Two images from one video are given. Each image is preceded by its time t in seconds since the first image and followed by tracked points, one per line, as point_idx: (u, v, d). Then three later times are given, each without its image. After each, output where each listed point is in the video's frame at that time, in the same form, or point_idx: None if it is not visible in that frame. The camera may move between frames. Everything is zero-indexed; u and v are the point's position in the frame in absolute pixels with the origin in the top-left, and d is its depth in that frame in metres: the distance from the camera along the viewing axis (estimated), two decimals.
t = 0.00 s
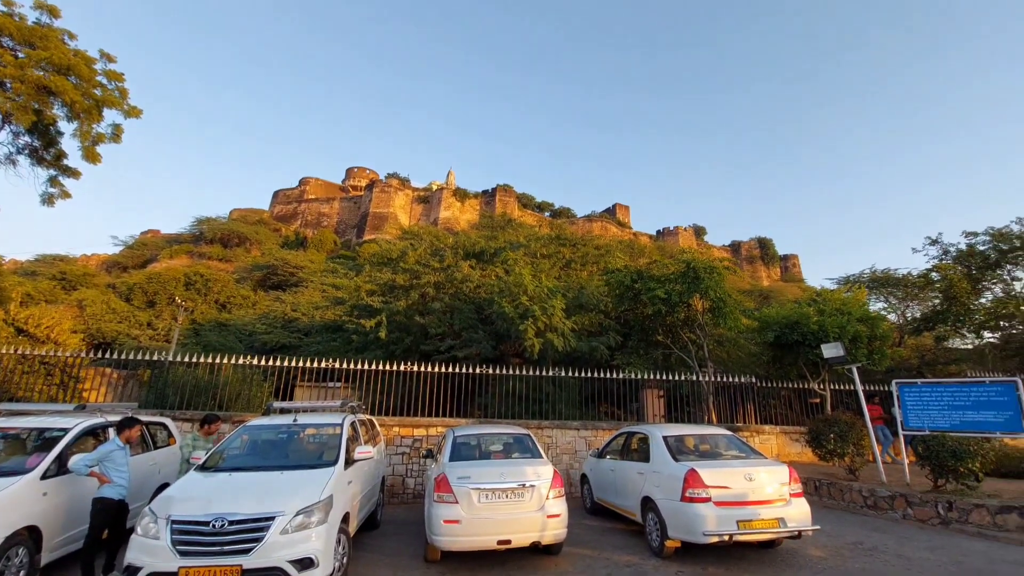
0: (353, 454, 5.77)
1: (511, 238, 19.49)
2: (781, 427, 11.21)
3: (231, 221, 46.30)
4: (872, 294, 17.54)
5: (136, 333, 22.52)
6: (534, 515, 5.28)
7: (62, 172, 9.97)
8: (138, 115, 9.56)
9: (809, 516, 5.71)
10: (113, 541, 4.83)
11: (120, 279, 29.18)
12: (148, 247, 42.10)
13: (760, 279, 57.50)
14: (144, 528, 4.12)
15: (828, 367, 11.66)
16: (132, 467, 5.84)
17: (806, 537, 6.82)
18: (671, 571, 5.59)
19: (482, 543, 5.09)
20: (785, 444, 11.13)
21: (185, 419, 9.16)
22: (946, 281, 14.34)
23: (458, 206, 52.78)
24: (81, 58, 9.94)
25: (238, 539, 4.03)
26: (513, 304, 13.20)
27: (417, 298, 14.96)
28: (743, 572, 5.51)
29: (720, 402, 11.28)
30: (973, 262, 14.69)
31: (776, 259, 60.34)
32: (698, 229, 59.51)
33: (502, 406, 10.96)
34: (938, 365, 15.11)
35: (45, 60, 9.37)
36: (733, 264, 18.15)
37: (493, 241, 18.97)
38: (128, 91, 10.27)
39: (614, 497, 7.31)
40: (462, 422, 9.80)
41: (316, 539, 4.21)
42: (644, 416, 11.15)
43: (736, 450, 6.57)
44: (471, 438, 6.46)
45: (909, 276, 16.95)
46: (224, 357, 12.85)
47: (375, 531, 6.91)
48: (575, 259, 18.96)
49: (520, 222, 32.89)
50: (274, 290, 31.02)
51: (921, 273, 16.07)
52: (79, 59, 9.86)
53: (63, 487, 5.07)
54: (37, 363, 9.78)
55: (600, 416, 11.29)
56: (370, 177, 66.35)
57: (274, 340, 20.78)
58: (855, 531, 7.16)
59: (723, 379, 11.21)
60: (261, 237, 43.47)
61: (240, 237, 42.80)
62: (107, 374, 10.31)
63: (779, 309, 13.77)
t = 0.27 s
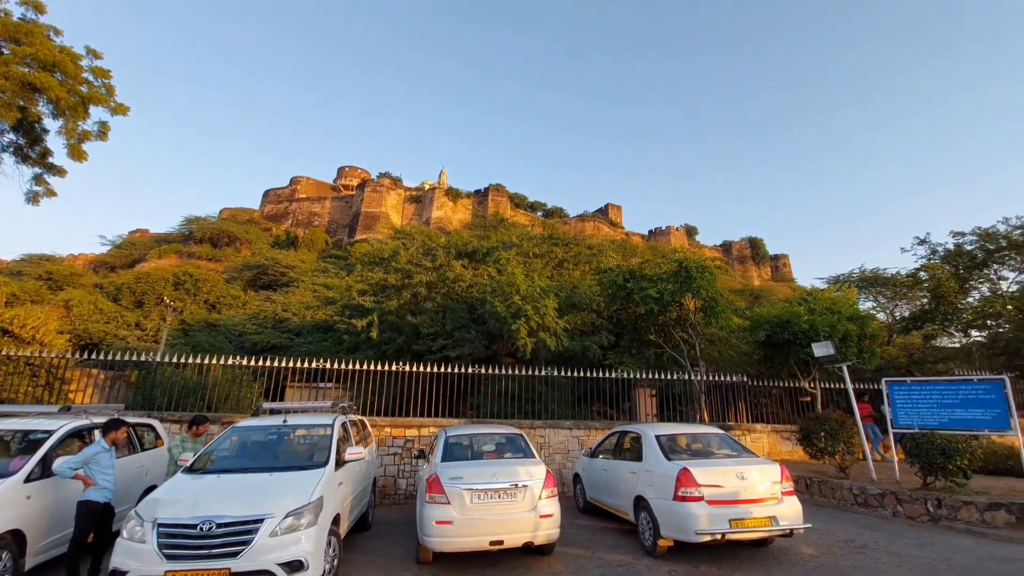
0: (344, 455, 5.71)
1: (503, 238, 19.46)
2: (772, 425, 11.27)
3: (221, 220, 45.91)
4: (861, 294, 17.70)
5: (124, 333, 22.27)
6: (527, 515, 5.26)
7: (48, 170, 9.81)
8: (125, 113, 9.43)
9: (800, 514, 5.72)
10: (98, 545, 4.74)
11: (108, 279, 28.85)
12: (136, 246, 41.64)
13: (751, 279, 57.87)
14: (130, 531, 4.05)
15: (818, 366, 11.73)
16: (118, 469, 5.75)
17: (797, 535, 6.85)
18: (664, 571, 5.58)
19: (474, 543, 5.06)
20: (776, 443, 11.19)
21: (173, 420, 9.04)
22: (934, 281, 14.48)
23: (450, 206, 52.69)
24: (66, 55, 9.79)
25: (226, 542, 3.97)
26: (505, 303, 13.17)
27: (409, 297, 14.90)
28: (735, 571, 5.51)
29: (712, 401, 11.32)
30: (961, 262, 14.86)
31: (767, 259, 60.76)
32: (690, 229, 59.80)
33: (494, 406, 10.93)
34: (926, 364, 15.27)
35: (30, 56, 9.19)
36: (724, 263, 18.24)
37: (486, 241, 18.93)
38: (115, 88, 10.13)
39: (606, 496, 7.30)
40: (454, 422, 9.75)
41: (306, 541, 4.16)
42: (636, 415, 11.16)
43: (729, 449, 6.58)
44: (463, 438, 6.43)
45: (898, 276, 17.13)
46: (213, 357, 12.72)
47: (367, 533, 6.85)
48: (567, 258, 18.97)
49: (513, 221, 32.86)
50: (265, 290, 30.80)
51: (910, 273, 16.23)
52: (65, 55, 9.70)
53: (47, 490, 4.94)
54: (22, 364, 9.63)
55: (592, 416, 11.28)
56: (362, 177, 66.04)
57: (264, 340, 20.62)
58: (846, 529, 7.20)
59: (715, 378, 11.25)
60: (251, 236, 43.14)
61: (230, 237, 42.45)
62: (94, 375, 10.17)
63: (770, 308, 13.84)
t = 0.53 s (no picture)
0: (334, 455, 5.66)
1: (496, 236, 19.42)
2: (763, 422, 11.33)
3: (211, 219, 45.49)
4: (851, 292, 17.85)
5: (111, 334, 22.00)
6: (519, 515, 5.24)
7: (32, 167, 9.65)
8: (111, 109, 9.29)
9: (792, 511, 5.74)
10: (83, 548, 4.66)
11: (95, 279, 28.49)
12: (124, 245, 41.15)
13: (742, 278, 58.22)
14: (115, 534, 3.98)
15: (809, 363, 11.81)
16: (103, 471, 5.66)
17: (788, 531, 6.88)
18: (656, 569, 5.58)
19: (466, 543, 5.03)
20: (768, 440, 11.25)
21: (161, 421, 8.93)
22: (922, 279, 14.62)
23: (442, 205, 52.55)
24: (51, 51, 9.62)
25: (213, 545, 3.91)
26: (498, 302, 13.14)
27: (401, 296, 14.83)
28: (728, 568, 5.52)
29: (704, 399, 11.36)
30: (948, 260, 14.99)
31: (758, 258, 61.18)
32: (681, 228, 60.03)
33: (487, 405, 10.89)
34: (914, 361, 15.42)
35: (12, 51, 9.01)
36: (715, 262, 18.31)
37: (478, 239, 18.89)
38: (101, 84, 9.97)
39: (599, 495, 7.30)
40: (446, 421, 9.72)
41: (295, 543, 4.11)
42: (629, 413, 11.17)
43: (721, 447, 6.60)
44: (455, 437, 6.39)
45: (886, 274, 17.29)
46: (203, 358, 12.60)
47: (358, 533, 6.81)
48: (560, 257, 18.98)
49: (506, 220, 32.82)
50: (255, 289, 30.57)
51: (898, 271, 16.39)
52: (49, 50, 9.52)
53: (32, 492, 4.83)
54: (6, 366, 9.47)
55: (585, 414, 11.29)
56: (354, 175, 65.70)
57: (255, 340, 20.46)
58: (836, 525, 7.24)
59: (707, 376, 11.29)
60: (241, 235, 42.81)
61: (220, 236, 42.06)
62: (80, 376, 10.02)
63: (762, 306, 13.91)
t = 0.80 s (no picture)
0: (331, 454, 5.63)
1: (492, 234, 19.38)
2: (759, 419, 11.35)
3: (207, 217, 45.29)
4: (847, 289, 17.89)
5: (107, 333, 21.89)
6: (516, 513, 5.22)
7: (25, 165, 9.57)
8: (104, 107, 9.22)
9: (789, 508, 5.74)
10: (76, 549, 4.63)
11: (90, 278, 28.34)
12: (119, 244, 40.91)
13: (739, 275, 58.33)
14: (109, 535, 3.95)
15: (805, 360, 11.83)
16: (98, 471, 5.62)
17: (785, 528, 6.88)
18: (654, 566, 5.58)
19: (463, 542, 5.01)
20: (764, 437, 11.26)
21: (156, 420, 8.88)
22: (918, 276, 14.64)
23: (439, 203, 52.46)
24: (44, 48, 9.52)
25: (208, 544, 3.89)
26: (495, 299, 13.12)
27: (397, 295, 14.79)
28: (725, 565, 5.52)
29: (701, 396, 11.36)
30: (944, 257, 15.01)
31: (754, 255, 61.32)
32: (678, 225, 60.07)
33: (484, 403, 10.88)
34: (910, 358, 15.46)
35: (4, 48, 8.92)
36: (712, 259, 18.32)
37: (474, 237, 18.85)
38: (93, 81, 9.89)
39: (596, 492, 7.29)
40: (443, 419, 9.69)
41: (291, 542, 4.09)
42: (626, 411, 11.18)
43: (718, 444, 6.60)
44: (452, 435, 6.37)
45: (882, 271, 17.33)
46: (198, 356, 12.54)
47: (355, 532, 6.79)
48: (557, 255, 18.96)
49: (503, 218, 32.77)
50: (251, 288, 30.48)
51: (894, 268, 16.42)
52: (41, 47, 9.43)
53: (25, 493, 4.78)
54: None
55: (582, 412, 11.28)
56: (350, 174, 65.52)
57: (251, 339, 20.40)
58: (833, 522, 7.25)
59: (704, 373, 11.29)
60: (238, 234, 42.66)
61: (216, 235, 41.88)
62: (75, 376, 9.95)
63: (758, 303, 13.92)
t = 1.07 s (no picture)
0: (330, 454, 5.62)
1: (492, 233, 19.36)
2: (760, 417, 11.33)
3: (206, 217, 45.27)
4: (847, 287, 17.87)
5: (107, 333, 21.88)
6: (516, 512, 5.20)
7: (22, 165, 9.55)
8: (102, 106, 9.19)
9: (790, 506, 5.73)
10: (74, 550, 4.62)
11: (90, 278, 28.34)
12: (119, 245, 40.88)
13: (739, 273, 58.31)
14: (107, 535, 3.94)
15: (805, 358, 11.81)
16: (96, 471, 5.62)
17: (786, 526, 6.87)
18: (654, 564, 5.56)
19: (463, 541, 5.00)
20: (765, 435, 11.25)
21: (156, 420, 8.86)
22: (918, 273, 14.63)
23: (439, 202, 52.44)
24: (41, 47, 9.50)
25: (206, 544, 3.87)
26: (494, 298, 13.10)
27: (397, 294, 14.77)
28: (725, 564, 5.50)
29: (701, 395, 11.34)
30: (944, 254, 14.98)
31: (754, 253, 61.31)
32: (678, 224, 60.03)
33: (484, 402, 10.86)
34: (910, 355, 15.45)
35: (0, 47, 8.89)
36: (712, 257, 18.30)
37: (474, 236, 18.83)
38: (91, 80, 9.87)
39: (596, 491, 7.27)
40: (443, 418, 9.68)
41: (290, 542, 4.07)
42: (626, 409, 11.16)
43: (718, 442, 6.58)
44: (452, 434, 6.36)
45: (882, 269, 17.32)
46: (198, 356, 12.53)
47: (354, 532, 6.77)
48: (557, 253, 18.94)
49: (502, 217, 32.76)
50: (251, 288, 30.48)
51: (894, 266, 16.41)
52: (38, 46, 9.41)
53: (23, 493, 4.77)
54: None
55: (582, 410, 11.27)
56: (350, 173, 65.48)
57: (251, 338, 20.39)
58: (834, 520, 7.24)
59: (704, 371, 11.27)
60: (238, 234, 42.65)
61: (215, 235, 41.86)
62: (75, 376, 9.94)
63: (758, 301, 13.89)
